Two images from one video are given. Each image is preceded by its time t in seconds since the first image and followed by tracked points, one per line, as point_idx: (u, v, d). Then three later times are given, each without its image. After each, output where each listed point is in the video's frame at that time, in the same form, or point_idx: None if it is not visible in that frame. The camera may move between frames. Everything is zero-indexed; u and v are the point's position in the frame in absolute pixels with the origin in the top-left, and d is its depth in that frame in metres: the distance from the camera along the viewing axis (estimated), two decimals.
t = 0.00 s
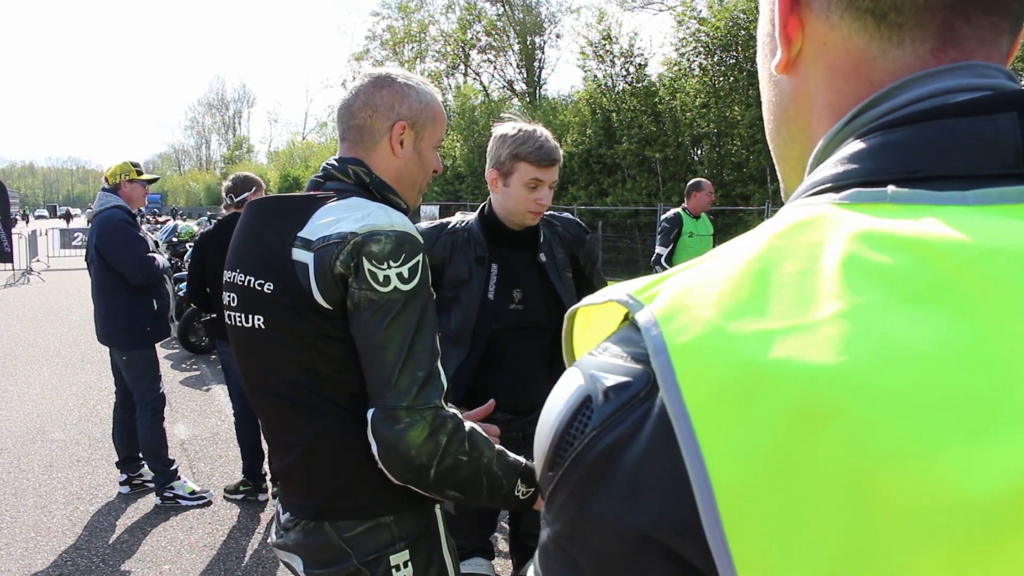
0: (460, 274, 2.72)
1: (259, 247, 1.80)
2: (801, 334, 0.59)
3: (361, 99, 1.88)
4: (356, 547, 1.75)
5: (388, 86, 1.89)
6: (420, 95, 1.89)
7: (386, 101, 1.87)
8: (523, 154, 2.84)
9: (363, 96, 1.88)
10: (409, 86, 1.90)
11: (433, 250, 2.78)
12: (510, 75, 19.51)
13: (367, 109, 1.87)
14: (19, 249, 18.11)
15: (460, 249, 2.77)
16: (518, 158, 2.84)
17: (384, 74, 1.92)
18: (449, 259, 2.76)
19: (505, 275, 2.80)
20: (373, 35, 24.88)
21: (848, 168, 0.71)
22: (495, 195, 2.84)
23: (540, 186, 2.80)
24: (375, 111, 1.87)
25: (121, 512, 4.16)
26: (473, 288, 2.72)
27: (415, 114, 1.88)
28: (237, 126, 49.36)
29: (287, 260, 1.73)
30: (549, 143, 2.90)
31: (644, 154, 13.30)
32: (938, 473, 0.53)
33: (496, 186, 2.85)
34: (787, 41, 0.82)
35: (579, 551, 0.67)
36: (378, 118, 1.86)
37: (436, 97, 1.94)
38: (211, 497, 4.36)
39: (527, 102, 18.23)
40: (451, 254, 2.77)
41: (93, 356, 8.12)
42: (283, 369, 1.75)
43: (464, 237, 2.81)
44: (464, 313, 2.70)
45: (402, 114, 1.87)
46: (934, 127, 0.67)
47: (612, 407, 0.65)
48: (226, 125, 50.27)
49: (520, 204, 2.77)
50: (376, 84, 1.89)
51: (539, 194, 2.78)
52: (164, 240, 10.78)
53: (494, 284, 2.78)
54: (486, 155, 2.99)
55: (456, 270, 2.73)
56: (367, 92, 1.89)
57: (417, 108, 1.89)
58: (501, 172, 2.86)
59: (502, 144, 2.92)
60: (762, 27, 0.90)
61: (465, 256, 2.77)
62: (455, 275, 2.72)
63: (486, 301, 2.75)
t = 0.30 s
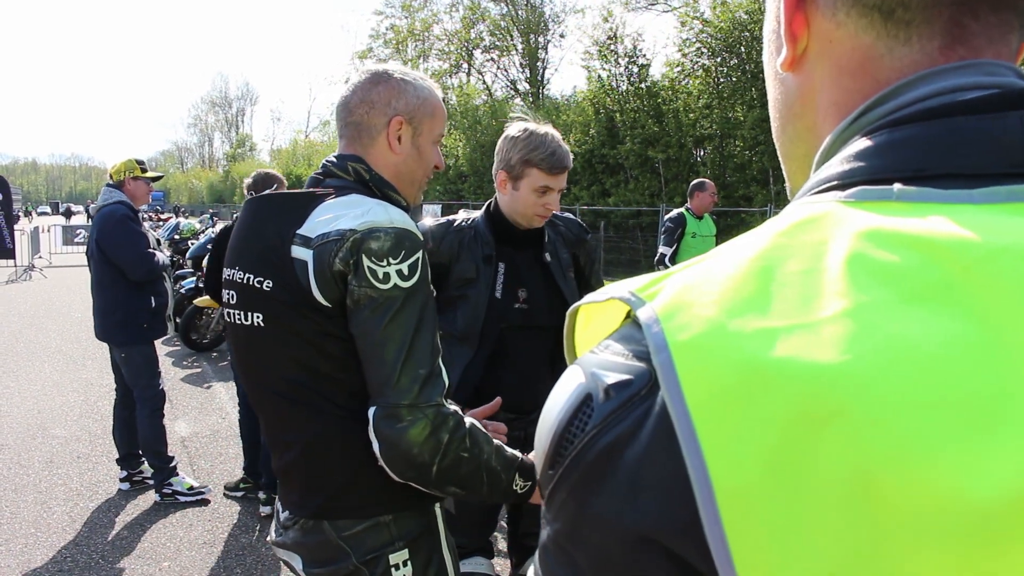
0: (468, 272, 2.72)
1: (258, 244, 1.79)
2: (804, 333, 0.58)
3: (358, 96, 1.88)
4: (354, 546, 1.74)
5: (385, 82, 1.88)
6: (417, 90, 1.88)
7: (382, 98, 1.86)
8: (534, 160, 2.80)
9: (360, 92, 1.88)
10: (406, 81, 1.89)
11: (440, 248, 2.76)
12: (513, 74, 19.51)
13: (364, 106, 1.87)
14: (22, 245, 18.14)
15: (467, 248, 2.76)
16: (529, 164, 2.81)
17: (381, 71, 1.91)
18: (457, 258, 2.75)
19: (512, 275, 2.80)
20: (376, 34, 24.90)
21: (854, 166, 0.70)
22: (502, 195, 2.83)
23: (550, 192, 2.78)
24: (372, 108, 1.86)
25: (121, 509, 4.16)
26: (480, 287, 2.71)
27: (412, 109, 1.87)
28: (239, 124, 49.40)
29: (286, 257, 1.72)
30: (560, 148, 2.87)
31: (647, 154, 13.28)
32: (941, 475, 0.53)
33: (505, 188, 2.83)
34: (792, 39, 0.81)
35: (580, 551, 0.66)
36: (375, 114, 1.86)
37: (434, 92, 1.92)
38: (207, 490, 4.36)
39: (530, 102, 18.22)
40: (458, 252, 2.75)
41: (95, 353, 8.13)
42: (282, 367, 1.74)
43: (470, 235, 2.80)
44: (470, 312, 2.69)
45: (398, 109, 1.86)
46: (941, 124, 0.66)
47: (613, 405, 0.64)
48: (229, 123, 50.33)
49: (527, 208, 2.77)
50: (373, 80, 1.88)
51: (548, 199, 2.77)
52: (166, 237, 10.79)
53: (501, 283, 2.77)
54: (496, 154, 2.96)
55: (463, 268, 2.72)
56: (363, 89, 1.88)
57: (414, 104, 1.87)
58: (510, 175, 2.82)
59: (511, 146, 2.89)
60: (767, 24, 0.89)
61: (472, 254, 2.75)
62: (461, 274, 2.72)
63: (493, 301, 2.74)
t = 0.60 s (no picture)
0: (468, 272, 2.71)
1: (261, 242, 1.78)
2: (825, 340, 0.57)
3: (360, 95, 1.87)
4: (353, 547, 1.73)
5: (387, 81, 1.87)
6: (418, 88, 1.86)
7: (383, 96, 1.85)
8: (538, 161, 2.81)
9: (361, 91, 1.88)
10: (409, 79, 1.88)
11: (441, 247, 2.76)
12: (515, 75, 19.51)
13: (366, 105, 1.86)
14: (21, 240, 18.11)
15: (468, 247, 2.75)
16: (532, 164, 2.81)
17: (383, 70, 1.91)
18: (457, 257, 2.74)
19: (512, 275, 2.78)
20: (378, 33, 24.92)
21: (872, 171, 0.69)
22: (504, 195, 2.82)
23: (551, 194, 2.76)
24: (373, 107, 1.85)
25: (118, 506, 4.14)
26: (481, 287, 2.70)
27: (413, 107, 1.86)
28: (240, 121, 49.40)
29: (290, 254, 1.71)
30: (562, 149, 2.87)
31: (648, 156, 13.28)
32: (962, 486, 0.52)
33: (506, 188, 2.82)
34: (807, 40, 0.80)
35: (590, 559, 0.65)
36: (376, 113, 1.85)
37: (438, 90, 1.90)
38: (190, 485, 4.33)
39: (531, 102, 18.21)
40: (459, 252, 2.75)
41: (93, 349, 8.11)
42: (283, 365, 1.73)
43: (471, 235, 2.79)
44: (471, 312, 2.68)
45: (399, 108, 1.85)
46: (963, 130, 0.65)
47: (627, 412, 0.63)
48: (230, 120, 50.38)
49: (529, 210, 2.75)
50: (375, 79, 1.88)
51: (550, 200, 2.75)
52: (166, 233, 10.78)
53: (502, 283, 2.76)
54: (499, 155, 2.96)
55: (464, 267, 2.71)
56: (365, 87, 1.88)
57: (415, 102, 1.86)
58: (512, 175, 2.82)
59: (515, 147, 2.90)
60: (782, 26, 0.88)
61: (473, 254, 2.75)
62: (462, 274, 2.71)
63: (493, 301, 2.73)
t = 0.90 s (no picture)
0: (462, 272, 2.69)
1: (256, 244, 1.77)
2: (824, 344, 0.56)
3: (358, 97, 1.86)
4: (349, 548, 1.72)
5: (386, 83, 1.86)
6: (417, 92, 1.86)
7: (382, 99, 1.84)
8: (531, 162, 2.79)
9: (360, 93, 1.87)
10: (408, 82, 1.87)
11: (435, 249, 2.75)
12: (510, 76, 19.52)
13: (364, 107, 1.85)
14: (17, 243, 18.06)
15: (462, 248, 2.74)
16: (525, 165, 2.80)
17: (383, 73, 1.90)
18: (451, 258, 2.73)
19: (506, 276, 2.78)
20: (373, 35, 24.91)
21: (868, 172, 0.68)
22: (499, 196, 2.81)
23: (545, 195, 2.75)
24: (372, 109, 1.84)
25: (113, 509, 4.12)
26: (475, 287, 2.69)
27: (412, 110, 1.85)
28: (235, 123, 49.34)
29: (285, 257, 1.70)
30: (557, 151, 2.85)
31: (643, 156, 13.28)
32: (964, 493, 0.51)
33: (500, 189, 2.81)
34: (803, 41, 0.79)
35: (588, 565, 0.64)
36: (374, 115, 1.84)
37: (436, 94, 1.90)
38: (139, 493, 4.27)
39: (526, 103, 18.21)
40: (453, 252, 2.74)
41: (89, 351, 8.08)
42: (279, 367, 1.72)
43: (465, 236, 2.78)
44: (465, 313, 2.67)
45: (398, 111, 1.84)
46: (961, 130, 0.64)
47: (626, 418, 0.62)
48: (225, 121, 50.32)
49: (524, 211, 2.74)
50: (374, 82, 1.87)
51: (543, 202, 2.74)
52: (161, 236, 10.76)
53: (496, 283, 2.75)
54: (494, 156, 2.95)
55: (458, 268, 2.70)
56: (364, 90, 1.87)
57: (414, 105, 1.85)
58: (506, 176, 2.81)
59: (510, 148, 2.89)
60: (777, 26, 0.87)
61: (467, 255, 2.74)
62: (455, 275, 2.69)
63: (488, 301, 2.72)
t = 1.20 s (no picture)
0: (454, 274, 2.69)
1: (246, 246, 1.76)
2: (821, 347, 0.56)
3: (350, 99, 1.85)
4: (340, 549, 1.71)
5: (377, 86, 1.86)
6: (408, 94, 1.85)
7: (374, 101, 1.84)
8: (522, 163, 2.79)
9: (351, 95, 1.86)
10: (398, 84, 1.86)
11: (427, 251, 2.74)
12: (502, 78, 19.53)
13: (355, 109, 1.84)
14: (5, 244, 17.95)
15: (454, 250, 2.74)
16: (516, 167, 2.79)
17: (375, 74, 1.89)
18: (443, 260, 2.73)
19: (498, 278, 2.77)
20: (365, 37, 24.90)
21: (861, 174, 0.68)
22: (491, 199, 2.81)
23: (536, 197, 2.75)
24: (363, 111, 1.84)
25: (102, 511, 4.10)
26: (466, 289, 2.68)
27: (403, 112, 1.84)
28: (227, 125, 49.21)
29: (275, 258, 1.69)
30: (549, 153, 2.85)
31: (635, 159, 13.31)
32: (962, 497, 0.51)
33: (492, 192, 2.81)
34: (794, 44, 0.79)
35: (581, 570, 0.64)
36: (366, 117, 1.83)
37: (427, 96, 1.89)
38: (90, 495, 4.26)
39: (519, 106, 18.22)
40: (444, 254, 2.73)
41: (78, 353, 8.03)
42: (270, 368, 1.71)
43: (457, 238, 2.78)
44: (456, 315, 2.66)
45: (389, 112, 1.83)
46: (953, 133, 0.64)
47: (619, 421, 0.62)
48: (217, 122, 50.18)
49: (515, 213, 2.74)
50: (365, 84, 1.86)
51: (534, 204, 2.75)
52: (152, 237, 10.72)
53: (487, 285, 2.75)
54: (485, 158, 2.95)
55: (450, 270, 2.69)
56: (355, 92, 1.86)
57: (405, 107, 1.85)
58: (498, 178, 2.81)
59: (500, 150, 2.88)
60: (768, 28, 0.87)
61: (459, 257, 2.73)
62: (447, 276, 2.69)
63: (479, 303, 2.72)
